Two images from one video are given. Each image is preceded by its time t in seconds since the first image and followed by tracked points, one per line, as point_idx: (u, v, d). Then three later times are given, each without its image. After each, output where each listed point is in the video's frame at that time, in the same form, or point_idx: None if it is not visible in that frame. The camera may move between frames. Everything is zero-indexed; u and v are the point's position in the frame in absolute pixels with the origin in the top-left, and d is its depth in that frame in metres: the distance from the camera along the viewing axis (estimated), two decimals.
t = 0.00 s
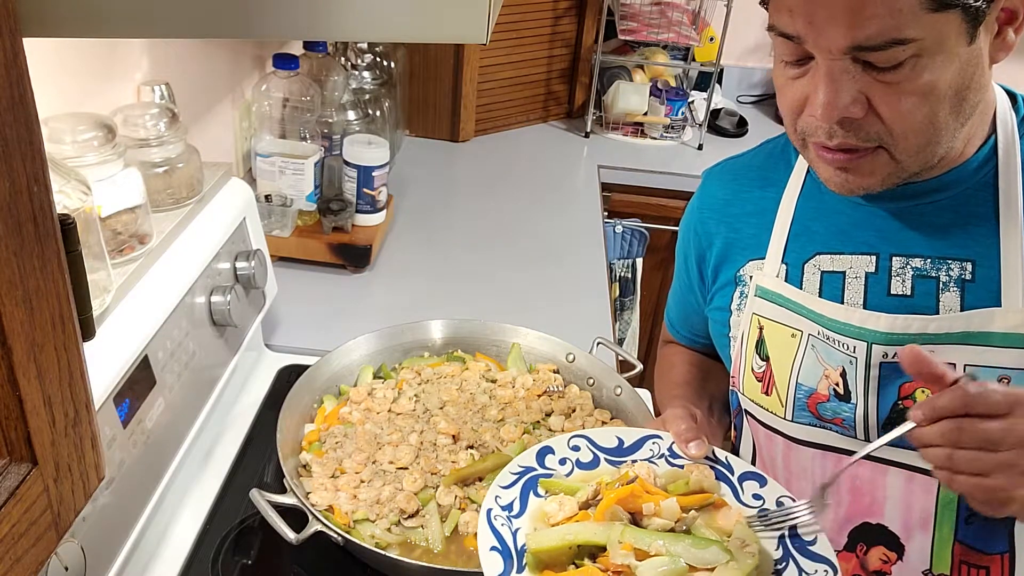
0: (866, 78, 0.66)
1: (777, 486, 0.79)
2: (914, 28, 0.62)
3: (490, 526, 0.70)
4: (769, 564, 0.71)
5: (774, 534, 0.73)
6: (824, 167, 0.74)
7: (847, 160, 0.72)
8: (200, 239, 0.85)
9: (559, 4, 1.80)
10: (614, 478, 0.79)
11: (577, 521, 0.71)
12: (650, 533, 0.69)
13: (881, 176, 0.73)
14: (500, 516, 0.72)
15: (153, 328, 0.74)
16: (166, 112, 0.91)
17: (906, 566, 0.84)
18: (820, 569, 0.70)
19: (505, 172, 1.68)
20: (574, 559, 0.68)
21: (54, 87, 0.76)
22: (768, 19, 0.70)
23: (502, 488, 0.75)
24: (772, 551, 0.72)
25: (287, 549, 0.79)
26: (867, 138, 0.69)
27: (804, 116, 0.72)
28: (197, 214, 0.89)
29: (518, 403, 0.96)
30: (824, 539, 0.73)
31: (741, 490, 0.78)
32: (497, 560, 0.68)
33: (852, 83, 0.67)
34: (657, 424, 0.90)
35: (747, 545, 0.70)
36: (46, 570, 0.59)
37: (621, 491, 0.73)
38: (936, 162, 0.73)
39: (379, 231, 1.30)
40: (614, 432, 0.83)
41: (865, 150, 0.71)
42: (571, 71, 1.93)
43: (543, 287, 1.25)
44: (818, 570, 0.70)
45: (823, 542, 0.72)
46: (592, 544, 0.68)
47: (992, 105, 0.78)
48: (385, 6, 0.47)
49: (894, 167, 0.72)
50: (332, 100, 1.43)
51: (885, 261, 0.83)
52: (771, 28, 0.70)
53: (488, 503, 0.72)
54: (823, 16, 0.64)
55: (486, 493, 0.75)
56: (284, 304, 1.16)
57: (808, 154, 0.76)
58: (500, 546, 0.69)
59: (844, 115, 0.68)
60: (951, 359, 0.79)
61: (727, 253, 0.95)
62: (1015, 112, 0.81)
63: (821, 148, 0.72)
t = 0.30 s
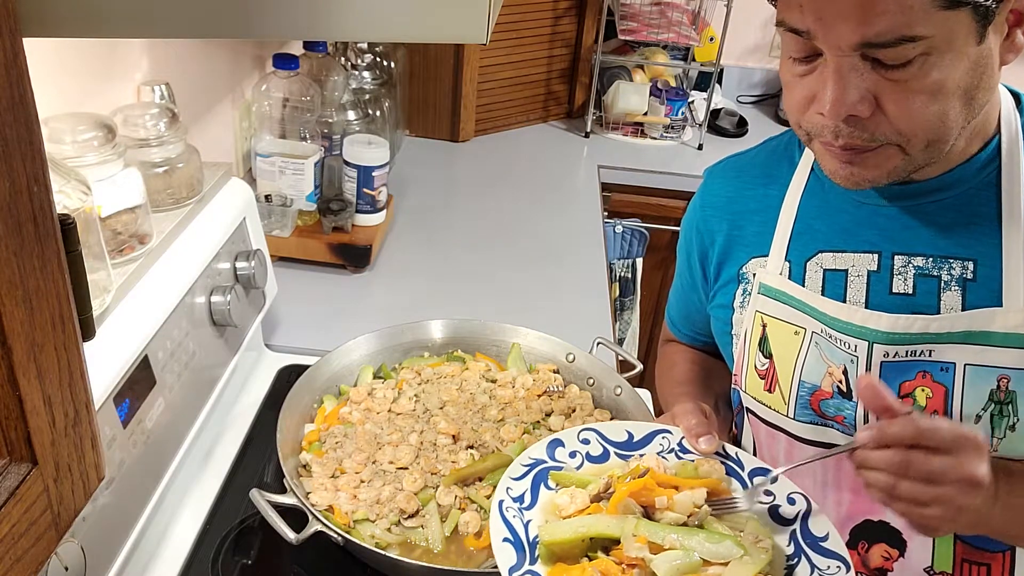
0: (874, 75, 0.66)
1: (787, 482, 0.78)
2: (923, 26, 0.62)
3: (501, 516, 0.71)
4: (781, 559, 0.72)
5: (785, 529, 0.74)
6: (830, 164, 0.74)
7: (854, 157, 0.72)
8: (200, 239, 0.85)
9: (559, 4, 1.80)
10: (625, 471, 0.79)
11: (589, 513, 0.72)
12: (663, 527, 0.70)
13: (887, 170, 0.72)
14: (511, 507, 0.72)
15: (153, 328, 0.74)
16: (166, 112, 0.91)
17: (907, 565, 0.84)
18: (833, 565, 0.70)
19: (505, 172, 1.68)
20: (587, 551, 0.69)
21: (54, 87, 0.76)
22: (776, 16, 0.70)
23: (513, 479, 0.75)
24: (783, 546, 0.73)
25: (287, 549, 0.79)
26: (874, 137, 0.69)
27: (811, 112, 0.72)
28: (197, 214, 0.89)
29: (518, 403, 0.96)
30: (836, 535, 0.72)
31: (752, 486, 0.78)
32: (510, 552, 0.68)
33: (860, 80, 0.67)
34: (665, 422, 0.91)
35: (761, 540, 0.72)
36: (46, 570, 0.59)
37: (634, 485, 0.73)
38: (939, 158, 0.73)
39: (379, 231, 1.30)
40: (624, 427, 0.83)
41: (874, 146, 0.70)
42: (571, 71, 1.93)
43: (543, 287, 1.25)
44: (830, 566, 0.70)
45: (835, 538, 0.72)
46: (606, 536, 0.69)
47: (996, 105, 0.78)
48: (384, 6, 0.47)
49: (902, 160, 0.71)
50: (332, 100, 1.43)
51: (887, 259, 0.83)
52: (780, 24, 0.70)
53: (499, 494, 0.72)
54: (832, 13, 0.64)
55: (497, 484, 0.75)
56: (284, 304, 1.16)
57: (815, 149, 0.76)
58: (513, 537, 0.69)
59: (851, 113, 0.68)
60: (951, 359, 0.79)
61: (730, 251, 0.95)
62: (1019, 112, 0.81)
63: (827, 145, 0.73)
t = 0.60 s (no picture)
0: (872, 73, 0.66)
1: (789, 479, 0.79)
2: (921, 27, 0.62)
3: (506, 515, 0.71)
4: (784, 557, 0.71)
5: (788, 525, 0.74)
6: (828, 164, 0.74)
7: (850, 156, 0.72)
8: (200, 239, 0.85)
9: (559, 4, 1.80)
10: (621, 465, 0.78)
11: (593, 511, 0.72)
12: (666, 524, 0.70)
13: (882, 170, 0.73)
14: (515, 506, 0.72)
15: (153, 328, 0.74)
16: (166, 112, 0.91)
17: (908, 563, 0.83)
18: (835, 561, 0.70)
19: (506, 172, 1.68)
20: (591, 549, 0.69)
21: (54, 87, 0.76)
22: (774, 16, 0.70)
23: (517, 477, 0.75)
24: (785, 543, 0.73)
25: (287, 549, 0.79)
26: (868, 137, 0.70)
27: (809, 111, 0.72)
28: (197, 214, 0.89)
29: (518, 403, 0.96)
30: (837, 532, 0.73)
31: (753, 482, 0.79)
32: (514, 548, 0.68)
33: (856, 80, 0.67)
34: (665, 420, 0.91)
35: (764, 537, 0.72)
36: (46, 570, 0.59)
37: (637, 482, 0.74)
38: (937, 158, 0.73)
39: (379, 231, 1.30)
40: (626, 425, 0.83)
41: (869, 145, 0.71)
42: (571, 71, 1.93)
43: (543, 287, 1.25)
44: (832, 562, 0.71)
45: (837, 535, 0.72)
46: (609, 533, 0.69)
47: (997, 104, 0.77)
48: (384, 5, 0.47)
49: (896, 162, 0.71)
50: (332, 100, 1.43)
51: (888, 257, 0.83)
52: (778, 23, 0.70)
53: (503, 493, 0.73)
54: (830, 12, 0.64)
55: (501, 483, 0.75)
56: (284, 304, 1.16)
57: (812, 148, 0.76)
58: (517, 535, 0.69)
59: (847, 111, 0.68)
60: (952, 356, 0.79)
61: (733, 248, 0.95)
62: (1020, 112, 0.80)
63: (823, 143, 0.73)
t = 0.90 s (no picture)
0: (870, 75, 0.66)
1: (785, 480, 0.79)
2: (918, 31, 0.62)
3: (501, 513, 0.71)
4: (777, 558, 0.71)
5: (783, 525, 0.74)
6: (825, 166, 0.74)
7: (847, 159, 0.72)
8: (200, 240, 0.85)
9: (559, 4, 1.80)
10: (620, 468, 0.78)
11: (587, 510, 0.72)
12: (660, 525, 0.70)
13: (878, 174, 0.73)
14: (510, 505, 0.72)
15: (153, 327, 0.74)
16: (166, 112, 0.91)
17: (911, 562, 0.84)
18: (829, 563, 0.71)
19: (505, 172, 1.68)
20: (584, 549, 0.70)
21: (54, 87, 0.76)
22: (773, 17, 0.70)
23: (512, 477, 0.75)
24: (779, 543, 0.73)
25: (287, 549, 0.79)
26: (864, 141, 0.70)
27: (807, 112, 0.72)
28: (197, 214, 0.89)
29: (518, 403, 0.96)
30: (831, 533, 0.73)
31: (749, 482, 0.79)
32: (508, 548, 0.68)
33: (853, 83, 0.67)
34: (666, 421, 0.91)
35: (757, 538, 0.72)
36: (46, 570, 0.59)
37: (632, 482, 0.73)
38: (935, 161, 0.73)
39: (379, 231, 1.30)
40: (624, 425, 0.83)
41: (865, 149, 0.71)
42: (571, 71, 1.93)
43: (543, 287, 1.25)
44: (825, 564, 0.71)
45: (831, 537, 0.72)
46: (603, 533, 0.69)
47: (998, 103, 0.77)
48: (383, 4, 0.47)
49: (892, 167, 0.72)
50: (332, 100, 1.43)
51: (891, 257, 0.83)
52: (778, 24, 0.70)
53: (498, 492, 0.73)
54: (828, 15, 0.64)
55: (496, 482, 0.75)
56: (284, 304, 1.16)
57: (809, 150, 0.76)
58: (511, 535, 0.69)
59: (844, 115, 0.68)
60: (955, 355, 0.79)
61: (734, 248, 0.95)
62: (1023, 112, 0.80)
63: (820, 147, 0.73)
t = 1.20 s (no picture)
0: (871, 76, 0.66)
1: (789, 481, 0.78)
2: (918, 33, 0.62)
3: (502, 519, 0.71)
4: (781, 560, 0.72)
5: (786, 526, 0.74)
6: (825, 168, 0.74)
7: (847, 162, 0.72)
8: (200, 240, 0.85)
9: (559, 4, 1.80)
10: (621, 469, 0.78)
11: (591, 514, 0.71)
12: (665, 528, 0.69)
13: (880, 177, 0.73)
14: (513, 509, 0.72)
15: (153, 328, 0.74)
16: (166, 112, 0.91)
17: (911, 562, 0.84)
18: (833, 565, 0.71)
19: (506, 172, 1.68)
20: (589, 553, 0.69)
21: (54, 87, 0.76)
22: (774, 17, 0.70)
23: (515, 480, 0.75)
24: (783, 545, 0.73)
25: (287, 550, 0.79)
26: (865, 141, 0.70)
27: (807, 114, 0.72)
28: (197, 215, 0.88)
29: (518, 403, 0.96)
30: (835, 535, 0.73)
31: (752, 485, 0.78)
32: (512, 553, 0.68)
33: (853, 84, 0.67)
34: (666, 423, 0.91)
35: (761, 540, 0.72)
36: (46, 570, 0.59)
37: (635, 485, 0.73)
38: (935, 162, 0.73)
39: (379, 231, 1.30)
40: (625, 426, 0.83)
41: (865, 150, 0.71)
42: (572, 71, 1.93)
43: (543, 287, 1.25)
44: (830, 565, 0.71)
45: (835, 537, 0.73)
46: (607, 537, 0.69)
47: (997, 103, 0.78)
48: (382, 4, 0.47)
49: (893, 169, 0.72)
50: (332, 99, 1.43)
51: (891, 257, 0.83)
52: (778, 25, 0.69)
53: (501, 496, 0.73)
54: (828, 17, 0.64)
55: (499, 486, 0.75)
56: (284, 304, 1.16)
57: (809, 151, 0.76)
58: (515, 539, 0.70)
59: (844, 116, 0.68)
60: (955, 355, 0.79)
61: (733, 249, 0.95)
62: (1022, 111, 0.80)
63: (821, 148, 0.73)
